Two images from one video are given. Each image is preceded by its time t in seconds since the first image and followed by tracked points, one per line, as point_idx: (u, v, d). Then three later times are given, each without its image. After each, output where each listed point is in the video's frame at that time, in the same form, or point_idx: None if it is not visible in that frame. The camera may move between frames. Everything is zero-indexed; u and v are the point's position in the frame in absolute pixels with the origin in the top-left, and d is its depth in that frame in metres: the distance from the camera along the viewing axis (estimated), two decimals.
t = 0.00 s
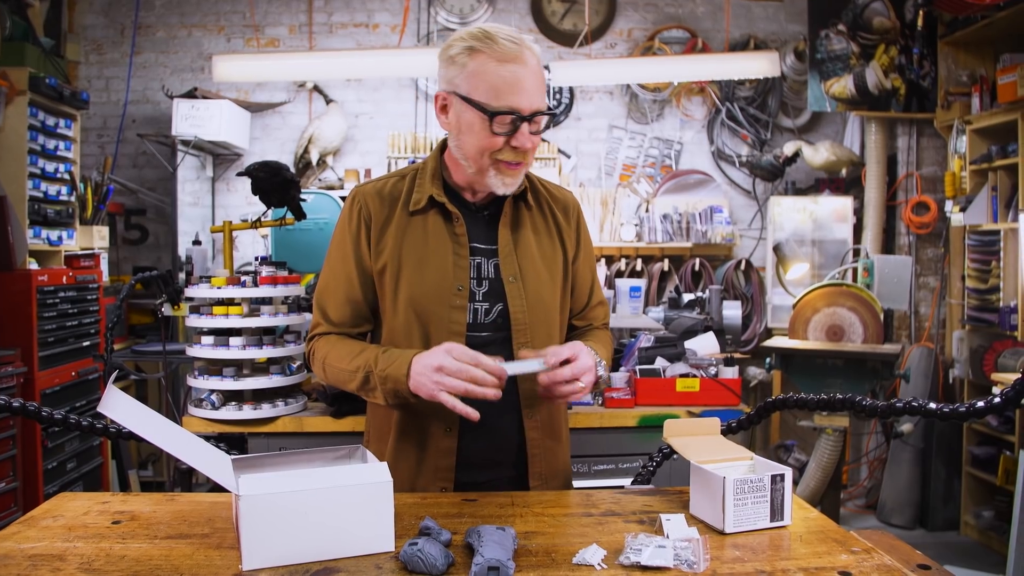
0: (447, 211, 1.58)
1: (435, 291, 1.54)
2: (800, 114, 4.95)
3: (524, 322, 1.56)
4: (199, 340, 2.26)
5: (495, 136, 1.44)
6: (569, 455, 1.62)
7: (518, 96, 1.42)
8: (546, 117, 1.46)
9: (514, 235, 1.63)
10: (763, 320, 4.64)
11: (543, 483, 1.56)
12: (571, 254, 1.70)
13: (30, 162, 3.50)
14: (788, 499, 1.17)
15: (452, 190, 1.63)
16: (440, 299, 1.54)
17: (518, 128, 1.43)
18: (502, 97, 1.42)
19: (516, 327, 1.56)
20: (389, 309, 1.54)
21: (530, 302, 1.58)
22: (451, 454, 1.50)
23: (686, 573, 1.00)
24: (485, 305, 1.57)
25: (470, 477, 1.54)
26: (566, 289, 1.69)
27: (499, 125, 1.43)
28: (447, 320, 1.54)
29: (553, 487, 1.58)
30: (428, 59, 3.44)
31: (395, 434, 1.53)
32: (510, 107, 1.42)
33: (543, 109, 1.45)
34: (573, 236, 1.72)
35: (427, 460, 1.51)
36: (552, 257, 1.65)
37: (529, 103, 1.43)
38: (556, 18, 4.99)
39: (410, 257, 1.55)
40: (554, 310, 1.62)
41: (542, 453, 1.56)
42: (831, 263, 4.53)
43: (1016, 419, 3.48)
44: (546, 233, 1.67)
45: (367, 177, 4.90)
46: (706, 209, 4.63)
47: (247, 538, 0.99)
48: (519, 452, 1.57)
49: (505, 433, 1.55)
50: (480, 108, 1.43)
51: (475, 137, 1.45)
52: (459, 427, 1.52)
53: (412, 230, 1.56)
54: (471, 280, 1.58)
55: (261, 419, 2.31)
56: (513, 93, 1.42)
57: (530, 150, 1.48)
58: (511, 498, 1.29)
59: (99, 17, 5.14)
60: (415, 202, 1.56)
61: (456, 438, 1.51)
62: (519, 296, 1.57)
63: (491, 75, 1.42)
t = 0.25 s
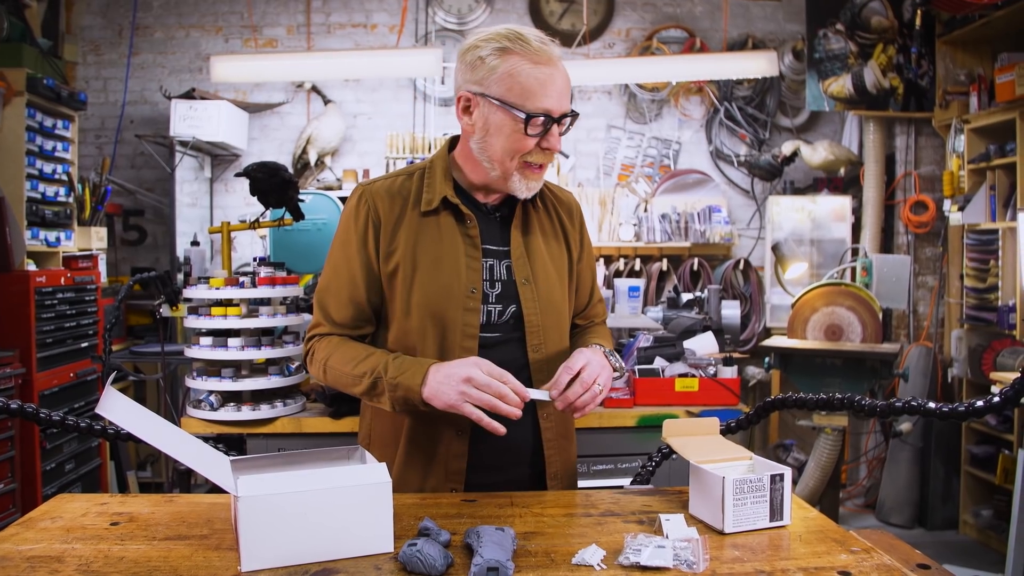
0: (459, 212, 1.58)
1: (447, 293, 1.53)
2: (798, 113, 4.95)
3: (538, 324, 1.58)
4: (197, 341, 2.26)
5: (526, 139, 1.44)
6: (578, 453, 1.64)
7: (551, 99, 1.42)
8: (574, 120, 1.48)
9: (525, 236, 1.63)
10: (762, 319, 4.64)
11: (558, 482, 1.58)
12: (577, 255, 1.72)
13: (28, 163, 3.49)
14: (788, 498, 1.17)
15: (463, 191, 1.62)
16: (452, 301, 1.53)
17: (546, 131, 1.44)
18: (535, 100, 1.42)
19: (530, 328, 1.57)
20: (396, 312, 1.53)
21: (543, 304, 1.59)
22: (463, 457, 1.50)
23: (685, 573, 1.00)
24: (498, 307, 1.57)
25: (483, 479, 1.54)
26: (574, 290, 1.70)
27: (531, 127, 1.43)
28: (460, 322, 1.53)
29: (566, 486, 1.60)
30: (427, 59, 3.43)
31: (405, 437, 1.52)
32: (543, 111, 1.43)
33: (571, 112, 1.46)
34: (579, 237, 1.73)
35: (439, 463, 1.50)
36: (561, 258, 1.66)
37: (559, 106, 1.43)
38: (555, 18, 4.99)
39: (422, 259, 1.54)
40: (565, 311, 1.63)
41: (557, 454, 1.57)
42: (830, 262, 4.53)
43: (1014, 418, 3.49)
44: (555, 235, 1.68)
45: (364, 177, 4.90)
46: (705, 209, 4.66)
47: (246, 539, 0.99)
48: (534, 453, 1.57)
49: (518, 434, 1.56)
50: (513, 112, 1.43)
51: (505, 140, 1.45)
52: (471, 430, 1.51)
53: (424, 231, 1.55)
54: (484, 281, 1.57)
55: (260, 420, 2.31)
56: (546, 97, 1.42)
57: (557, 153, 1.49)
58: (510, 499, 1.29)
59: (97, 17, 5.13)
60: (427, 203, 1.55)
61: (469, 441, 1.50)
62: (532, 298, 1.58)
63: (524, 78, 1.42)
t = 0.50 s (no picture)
0: (462, 211, 1.58)
1: (450, 293, 1.53)
2: (796, 113, 4.96)
3: (540, 323, 1.58)
4: (194, 341, 2.25)
5: (524, 130, 1.44)
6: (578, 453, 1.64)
7: (549, 91, 1.42)
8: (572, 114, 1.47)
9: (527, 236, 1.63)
10: (760, 319, 4.64)
11: (557, 481, 1.58)
12: (578, 255, 1.72)
13: (25, 162, 3.48)
14: (785, 498, 1.17)
15: (466, 190, 1.62)
16: (456, 301, 1.53)
17: (545, 124, 1.44)
18: (533, 90, 1.42)
19: (532, 328, 1.58)
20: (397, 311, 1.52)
21: (545, 304, 1.59)
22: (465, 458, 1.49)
23: (683, 572, 1.00)
24: (501, 306, 1.57)
25: (484, 480, 1.53)
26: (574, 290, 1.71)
27: (531, 119, 1.43)
28: (463, 321, 1.53)
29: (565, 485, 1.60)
30: (424, 58, 3.43)
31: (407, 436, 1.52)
32: (541, 102, 1.42)
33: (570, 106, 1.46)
34: (579, 236, 1.74)
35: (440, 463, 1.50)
36: (562, 258, 1.67)
37: (558, 98, 1.43)
38: (552, 17, 4.99)
39: (426, 259, 1.53)
40: (566, 312, 1.64)
41: (557, 454, 1.57)
42: (827, 262, 4.53)
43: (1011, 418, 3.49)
44: (556, 235, 1.68)
45: (362, 177, 4.89)
46: (702, 208, 4.66)
47: (244, 538, 0.99)
48: (535, 453, 1.58)
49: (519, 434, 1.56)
50: (511, 103, 1.43)
51: (503, 132, 1.45)
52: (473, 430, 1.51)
53: (427, 230, 1.55)
54: (487, 281, 1.57)
55: (257, 419, 2.31)
56: (545, 88, 1.42)
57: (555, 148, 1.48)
58: (508, 498, 1.29)
59: (94, 16, 5.12)
60: (430, 202, 1.55)
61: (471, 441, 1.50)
62: (535, 298, 1.58)
63: (522, 69, 1.42)
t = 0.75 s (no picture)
0: (457, 207, 1.58)
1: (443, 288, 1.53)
2: (794, 113, 4.97)
3: (535, 321, 1.56)
4: (193, 341, 2.25)
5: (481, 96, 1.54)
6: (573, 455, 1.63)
7: (499, 53, 1.53)
8: (531, 78, 1.55)
9: (525, 233, 1.63)
10: (759, 319, 4.64)
11: (549, 483, 1.57)
12: (579, 254, 1.70)
13: (24, 162, 3.48)
14: (784, 498, 1.17)
15: (462, 187, 1.63)
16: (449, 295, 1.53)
17: (501, 84, 1.53)
18: (488, 57, 1.53)
19: (527, 325, 1.56)
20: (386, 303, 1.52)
21: (541, 301, 1.57)
22: (458, 453, 1.51)
23: (682, 573, 1.00)
24: (495, 302, 1.57)
25: (475, 478, 1.54)
26: (574, 290, 1.69)
27: (486, 83, 1.53)
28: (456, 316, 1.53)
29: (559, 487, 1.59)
30: (423, 59, 3.43)
31: (400, 429, 1.53)
32: (491, 64, 1.53)
33: (528, 70, 1.54)
34: (581, 235, 1.72)
35: (433, 456, 1.52)
36: (561, 256, 1.66)
37: (512, 63, 1.53)
38: (551, 18, 4.99)
39: (419, 254, 1.55)
40: (564, 310, 1.62)
41: (548, 453, 1.57)
42: (826, 262, 4.53)
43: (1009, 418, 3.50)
44: (556, 233, 1.67)
45: (361, 177, 4.89)
46: (701, 209, 4.67)
47: (242, 539, 0.99)
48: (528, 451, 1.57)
49: (511, 433, 1.56)
50: (465, 72, 1.55)
51: (464, 103, 1.55)
52: (466, 426, 1.53)
53: (421, 226, 1.56)
54: (481, 277, 1.57)
55: (256, 420, 2.31)
56: (495, 52, 1.53)
57: (517, 111, 1.54)
58: (507, 498, 1.29)
59: (92, 17, 5.11)
60: (425, 197, 1.56)
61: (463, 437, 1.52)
62: (530, 295, 1.56)
63: (475, 42, 1.55)
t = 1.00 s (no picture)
0: (452, 210, 1.59)
1: (439, 290, 1.54)
2: (794, 115, 4.97)
3: (533, 323, 1.56)
4: (193, 343, 2.25)
5: (441, 92, 1.55)
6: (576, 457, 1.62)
7: (453, 46, 1.53)
8: (487, 65, 1.53)
9: (522, 234, 1.62)
10: (758, 321, 4.64)
11: (549, 485, 1.57)
12: (580, 254, 1.69)
13: (24, 164, 3.48)
14: (784, 500, 1.17)
15: (458, 190, 1.64)
16: (445, 297, 1.53)
17: (455, 77, 1.53)
18: (440, 52, 1.55)
19: (524, 327, 1.55)
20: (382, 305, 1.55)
21: (538, 303, 1.57)
22: (455, 456, 1.51)
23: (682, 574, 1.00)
24: (492, 305, 1.56)
25: (475, 480, 1.53)
26: (575, 290, 1.68)
27: (440, 79, 1.55)
28: (451, 318, 1.53)
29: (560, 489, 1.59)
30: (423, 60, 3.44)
31: (398, 433, 1.54)
32: (446, 59, 1.54)
33: (483, 58, 1.53)
34: (582, 235, 1.70)
35: (430, 460, 1.52)
36: (560, 256, 1.65)
37: (465, 53, 1.53)
38: (551, 20, 4.99)
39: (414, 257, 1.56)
40: (563, 312, 1.61)
41: (548, 454, 1.56)
42: (826, 264, 4.53)
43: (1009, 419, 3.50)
44: (555, 233, 1.66)
45: (360, 178, 4.89)
46: (701, 210, 4.68)
47: (242, 541, 0.99)
48: (528, 452, 1.57)
49: (510, 435, 1.55)
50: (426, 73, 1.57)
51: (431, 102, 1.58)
52: (464, 429, 1.52)
53: (416, 229, 1.58)
54: (478, 279, 1.57)
55: (256, 422, 2.31)
56: (447, 46, 1.54)
57: (474, 99, 1.53)
58: (507, 500, 1.29)
59: (93, 18, 5.12)
60: (420, 201, 1.58)
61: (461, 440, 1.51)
62: (527, 297, 1.56)
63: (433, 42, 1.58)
